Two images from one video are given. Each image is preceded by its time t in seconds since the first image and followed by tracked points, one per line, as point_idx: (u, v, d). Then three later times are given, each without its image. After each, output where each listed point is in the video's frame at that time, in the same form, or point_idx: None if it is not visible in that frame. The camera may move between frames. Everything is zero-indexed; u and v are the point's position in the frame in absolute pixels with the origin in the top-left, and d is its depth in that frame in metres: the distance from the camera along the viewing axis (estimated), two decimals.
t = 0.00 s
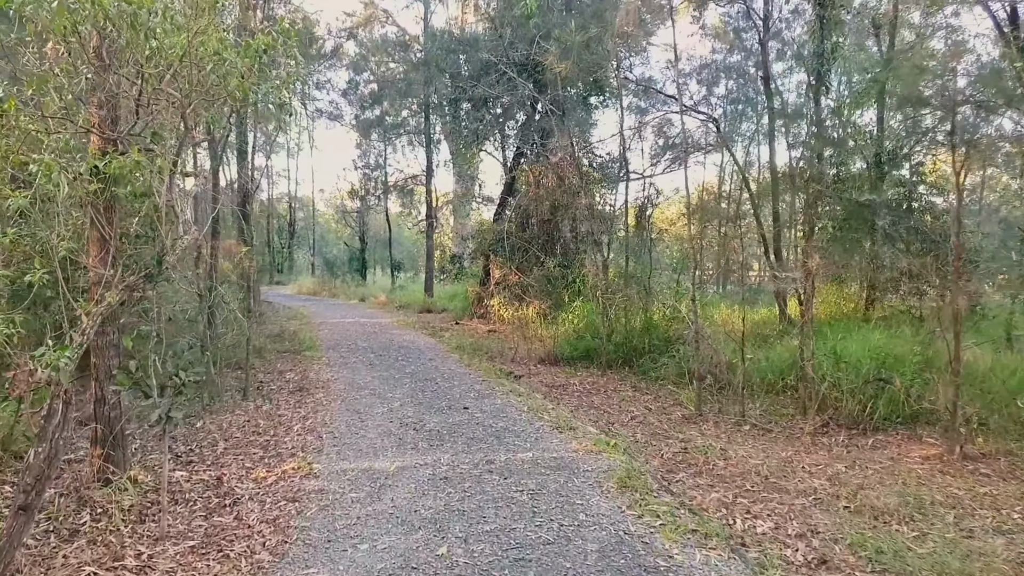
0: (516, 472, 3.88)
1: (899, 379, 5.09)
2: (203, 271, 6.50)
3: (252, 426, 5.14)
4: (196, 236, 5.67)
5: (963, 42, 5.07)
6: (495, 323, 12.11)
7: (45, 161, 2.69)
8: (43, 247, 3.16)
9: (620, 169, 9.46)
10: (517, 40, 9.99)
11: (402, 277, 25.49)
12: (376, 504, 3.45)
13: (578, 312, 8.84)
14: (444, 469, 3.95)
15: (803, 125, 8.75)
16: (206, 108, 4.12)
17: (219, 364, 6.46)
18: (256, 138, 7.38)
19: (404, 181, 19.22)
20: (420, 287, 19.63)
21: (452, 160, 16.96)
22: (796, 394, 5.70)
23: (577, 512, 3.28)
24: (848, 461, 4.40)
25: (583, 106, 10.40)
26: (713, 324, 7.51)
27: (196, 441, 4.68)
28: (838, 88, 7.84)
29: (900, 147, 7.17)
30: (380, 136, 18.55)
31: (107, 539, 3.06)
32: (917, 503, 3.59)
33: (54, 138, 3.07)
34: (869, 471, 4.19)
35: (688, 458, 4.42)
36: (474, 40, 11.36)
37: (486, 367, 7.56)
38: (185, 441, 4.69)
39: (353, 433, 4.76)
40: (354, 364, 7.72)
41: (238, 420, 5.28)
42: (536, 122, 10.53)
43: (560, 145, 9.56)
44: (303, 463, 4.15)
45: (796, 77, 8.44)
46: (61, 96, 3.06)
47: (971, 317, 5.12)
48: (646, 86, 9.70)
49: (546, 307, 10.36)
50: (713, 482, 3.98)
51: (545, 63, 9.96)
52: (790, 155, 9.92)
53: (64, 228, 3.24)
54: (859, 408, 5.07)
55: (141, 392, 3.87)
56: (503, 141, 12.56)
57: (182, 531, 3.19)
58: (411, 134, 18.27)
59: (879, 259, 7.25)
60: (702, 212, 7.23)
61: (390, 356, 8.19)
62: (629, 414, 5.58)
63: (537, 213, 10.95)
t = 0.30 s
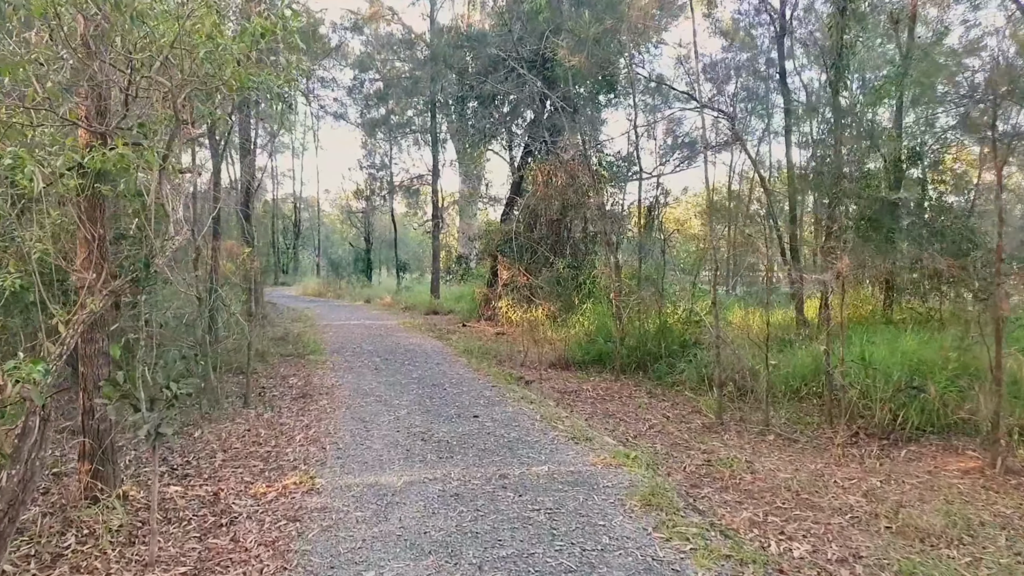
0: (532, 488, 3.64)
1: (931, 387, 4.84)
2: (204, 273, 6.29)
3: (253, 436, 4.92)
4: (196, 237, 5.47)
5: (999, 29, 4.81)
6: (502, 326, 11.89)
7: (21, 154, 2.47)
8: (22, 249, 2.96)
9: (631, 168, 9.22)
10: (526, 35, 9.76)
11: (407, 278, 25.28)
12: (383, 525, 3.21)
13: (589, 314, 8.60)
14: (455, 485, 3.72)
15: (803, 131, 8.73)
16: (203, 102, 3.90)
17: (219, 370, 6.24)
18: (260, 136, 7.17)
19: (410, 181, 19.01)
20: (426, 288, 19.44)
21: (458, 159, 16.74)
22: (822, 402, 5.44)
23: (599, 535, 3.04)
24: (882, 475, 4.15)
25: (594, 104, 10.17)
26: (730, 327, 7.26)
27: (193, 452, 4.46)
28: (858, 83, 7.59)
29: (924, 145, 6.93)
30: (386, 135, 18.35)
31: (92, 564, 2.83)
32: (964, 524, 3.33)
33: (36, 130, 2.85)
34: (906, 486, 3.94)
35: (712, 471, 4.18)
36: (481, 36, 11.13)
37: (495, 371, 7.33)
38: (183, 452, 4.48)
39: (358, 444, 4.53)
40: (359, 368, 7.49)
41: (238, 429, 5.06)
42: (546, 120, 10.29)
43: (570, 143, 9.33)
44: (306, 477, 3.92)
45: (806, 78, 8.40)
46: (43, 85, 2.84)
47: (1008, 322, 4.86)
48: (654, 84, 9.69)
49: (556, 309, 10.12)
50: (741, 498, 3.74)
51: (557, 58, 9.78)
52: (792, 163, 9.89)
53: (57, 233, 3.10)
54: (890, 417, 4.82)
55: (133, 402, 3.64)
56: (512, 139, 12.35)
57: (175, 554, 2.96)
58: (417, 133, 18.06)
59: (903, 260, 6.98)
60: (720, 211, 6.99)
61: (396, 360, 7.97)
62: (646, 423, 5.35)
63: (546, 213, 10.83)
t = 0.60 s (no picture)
0: (543, 501, 3.39)
1: (963, 391, 4.59)
2: (198, 272, 6.06)
3: (246, 441, 4.68)
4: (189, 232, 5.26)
5: None
6: (506, 326, 11.64)
7: None
8: None
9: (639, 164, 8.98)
10: (531, 27, 9.51)
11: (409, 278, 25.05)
12: (383, 542, 2.96)
13: (596, 314, 8.35)
14: (460, 497, 3.47)
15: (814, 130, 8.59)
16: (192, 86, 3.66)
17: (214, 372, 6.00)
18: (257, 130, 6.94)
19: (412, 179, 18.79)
20: (428, 287, 19.19)
21: (461, 156, 16.50)
22: (844, 405, 5.19)
23: (620, 555, 2.79)
24: (915, 484, 3.90)
25: (601, 99, 9.94)
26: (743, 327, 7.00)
27: (184, 460, 4.22)
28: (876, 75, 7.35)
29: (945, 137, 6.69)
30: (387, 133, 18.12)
31: None
32: (1013, 541, 3.08)
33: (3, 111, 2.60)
34: (943, 498, 3.68)
35: (734, 481, 3.92)
36: (485, 29, 10.88)
37: (500, 373, 7.08)
38: (172, 460, 4.23)
39: (358, 452, 4.29)
40: (360, 369, 7.24)
41: (231, 434, 4.81)
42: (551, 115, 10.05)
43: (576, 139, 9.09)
44: (301, 488, 3.67)
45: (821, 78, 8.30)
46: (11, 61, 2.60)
47: None
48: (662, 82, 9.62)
49: (561, 308, 9.85)
50: (768, 511, 3.48)
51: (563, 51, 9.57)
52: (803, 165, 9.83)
53: (32, 212, 3.10)
54: (919, 423, 4.57)
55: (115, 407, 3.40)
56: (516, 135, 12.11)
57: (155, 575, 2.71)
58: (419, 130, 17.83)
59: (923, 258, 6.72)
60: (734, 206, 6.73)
61: (398, 361, 7.73)
62: (660, 428, 5.09)
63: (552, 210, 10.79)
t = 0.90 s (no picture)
0: (554, 526, 3.14)
1: (996, 402, 4.33)
2: (189, 276, 5.82)
3: (237, 455, 4.43)
4: (176, 234, 5.02)
5: None
6: (508, 329, 11.40)
7: None
8: None
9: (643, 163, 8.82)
10: (535, 21, 9.28)
11: (409, 279, 24.84)
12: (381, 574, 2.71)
13: (601, 317, 8.11)
14: (464, 521, 3.22)
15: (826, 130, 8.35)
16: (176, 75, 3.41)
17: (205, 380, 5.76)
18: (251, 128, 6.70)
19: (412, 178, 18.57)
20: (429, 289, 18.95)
21: (462, 155, 16.26)
22: (866, 416, 4.94)
23: None
24: (950, 503, 3.65)
25: (606, 97, 9.71)
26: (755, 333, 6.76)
27: (169, 477, 3.98)
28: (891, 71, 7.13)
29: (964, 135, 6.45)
30: (387, 132, 17.90)
31: None
32: None
33: None
34: (981, 520, 3.43)
35: (756, 500, 3.67)
36: (487, 25, 10.65)
37: (503, 380, 6.84)
38: (158, 477, 3.99)
39: (354, 468, 4.04)
40: (358, 376, 6.99)
41: (221, 447, 4.56)
42: (556, 113, 9.81)
43: (580, 137, 8.85)
44: (293, 510, 3.43)
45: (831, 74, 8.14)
46: None
47: None
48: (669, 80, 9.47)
49: (566, 311, 9.59)
50: (796, 535, 3.23)
51: (567, 48, 9.33)
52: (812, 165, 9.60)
53: None
54: (949, 435, 4.31)
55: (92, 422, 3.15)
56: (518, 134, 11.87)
57: None
58: (420, 129, 17.61)
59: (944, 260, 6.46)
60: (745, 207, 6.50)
61: (398, 367, 7.48)
62: (672, 440, 4.85)
63: (555, 211, 10.56)
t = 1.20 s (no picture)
0: (568, 549, 2.90)
1: None
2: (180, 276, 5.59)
3: (229, 466, 4.19)
4: (166, 232, 4.81)
5: None
6: (511, 331, 11.17)
7: None
8: None
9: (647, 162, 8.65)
10: (538, 15, 9.05)
11: (409, 278, 24.60)
12: None
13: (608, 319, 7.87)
14: (470, 542, 2.98)
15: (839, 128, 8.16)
16: (157, 60, 3.18)
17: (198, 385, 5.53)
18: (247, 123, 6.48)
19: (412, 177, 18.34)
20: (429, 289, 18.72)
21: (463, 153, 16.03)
22: (891, 424, 4.70)
23: None
24: (989, 520, 3.41)
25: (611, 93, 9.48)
26: (768, 336, 6.53)
27: (156, 492, 3.74)
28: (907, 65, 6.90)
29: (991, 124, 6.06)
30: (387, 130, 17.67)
31: None
32: None
33: None
34: None
35: (782, 517, 3.43)
36: (489, 19, 10.42)
37: (506, 384, 6.61)
38: (144, 491, 3.75)
39: (352, 481, 3.81)
40: (356, 380, 6.74)
41: (211, 458, 4.32)
42: (560, 109, 9.58)
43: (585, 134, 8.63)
44: (286, 529, 3.19)
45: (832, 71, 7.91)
46: None
47: None
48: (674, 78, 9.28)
49: (570, 313, 9.35)
50: (828, 557, 2.99)
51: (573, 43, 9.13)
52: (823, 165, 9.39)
53: None
54: (982, 445, 4.07)
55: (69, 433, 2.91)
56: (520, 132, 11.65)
57: None
58: (420, 126, 17.37)
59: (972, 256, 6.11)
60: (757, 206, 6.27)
61: (398, 370, 7.25)
62: (687, 450, 4.61)
63: (558, 211, 10.35)
